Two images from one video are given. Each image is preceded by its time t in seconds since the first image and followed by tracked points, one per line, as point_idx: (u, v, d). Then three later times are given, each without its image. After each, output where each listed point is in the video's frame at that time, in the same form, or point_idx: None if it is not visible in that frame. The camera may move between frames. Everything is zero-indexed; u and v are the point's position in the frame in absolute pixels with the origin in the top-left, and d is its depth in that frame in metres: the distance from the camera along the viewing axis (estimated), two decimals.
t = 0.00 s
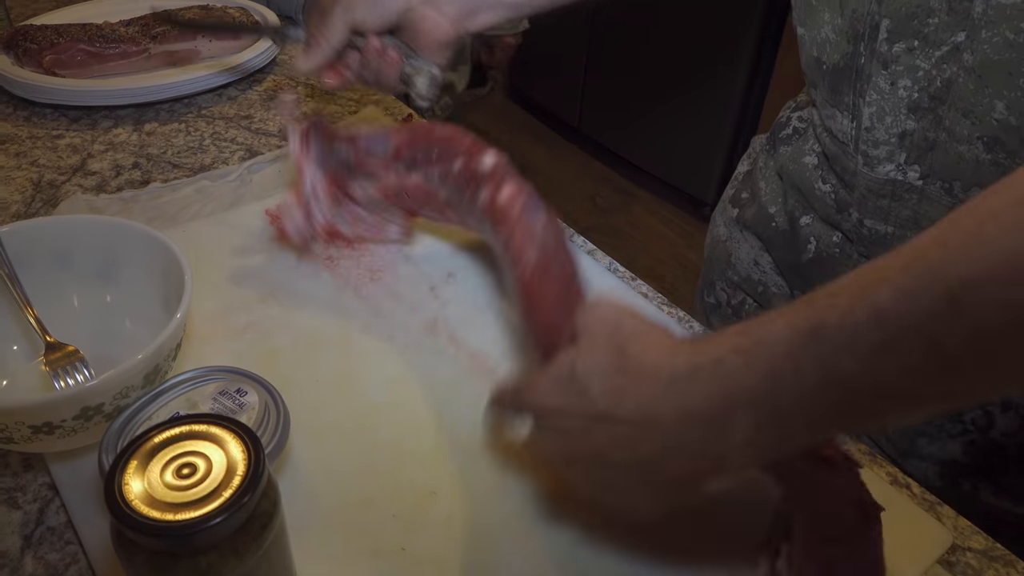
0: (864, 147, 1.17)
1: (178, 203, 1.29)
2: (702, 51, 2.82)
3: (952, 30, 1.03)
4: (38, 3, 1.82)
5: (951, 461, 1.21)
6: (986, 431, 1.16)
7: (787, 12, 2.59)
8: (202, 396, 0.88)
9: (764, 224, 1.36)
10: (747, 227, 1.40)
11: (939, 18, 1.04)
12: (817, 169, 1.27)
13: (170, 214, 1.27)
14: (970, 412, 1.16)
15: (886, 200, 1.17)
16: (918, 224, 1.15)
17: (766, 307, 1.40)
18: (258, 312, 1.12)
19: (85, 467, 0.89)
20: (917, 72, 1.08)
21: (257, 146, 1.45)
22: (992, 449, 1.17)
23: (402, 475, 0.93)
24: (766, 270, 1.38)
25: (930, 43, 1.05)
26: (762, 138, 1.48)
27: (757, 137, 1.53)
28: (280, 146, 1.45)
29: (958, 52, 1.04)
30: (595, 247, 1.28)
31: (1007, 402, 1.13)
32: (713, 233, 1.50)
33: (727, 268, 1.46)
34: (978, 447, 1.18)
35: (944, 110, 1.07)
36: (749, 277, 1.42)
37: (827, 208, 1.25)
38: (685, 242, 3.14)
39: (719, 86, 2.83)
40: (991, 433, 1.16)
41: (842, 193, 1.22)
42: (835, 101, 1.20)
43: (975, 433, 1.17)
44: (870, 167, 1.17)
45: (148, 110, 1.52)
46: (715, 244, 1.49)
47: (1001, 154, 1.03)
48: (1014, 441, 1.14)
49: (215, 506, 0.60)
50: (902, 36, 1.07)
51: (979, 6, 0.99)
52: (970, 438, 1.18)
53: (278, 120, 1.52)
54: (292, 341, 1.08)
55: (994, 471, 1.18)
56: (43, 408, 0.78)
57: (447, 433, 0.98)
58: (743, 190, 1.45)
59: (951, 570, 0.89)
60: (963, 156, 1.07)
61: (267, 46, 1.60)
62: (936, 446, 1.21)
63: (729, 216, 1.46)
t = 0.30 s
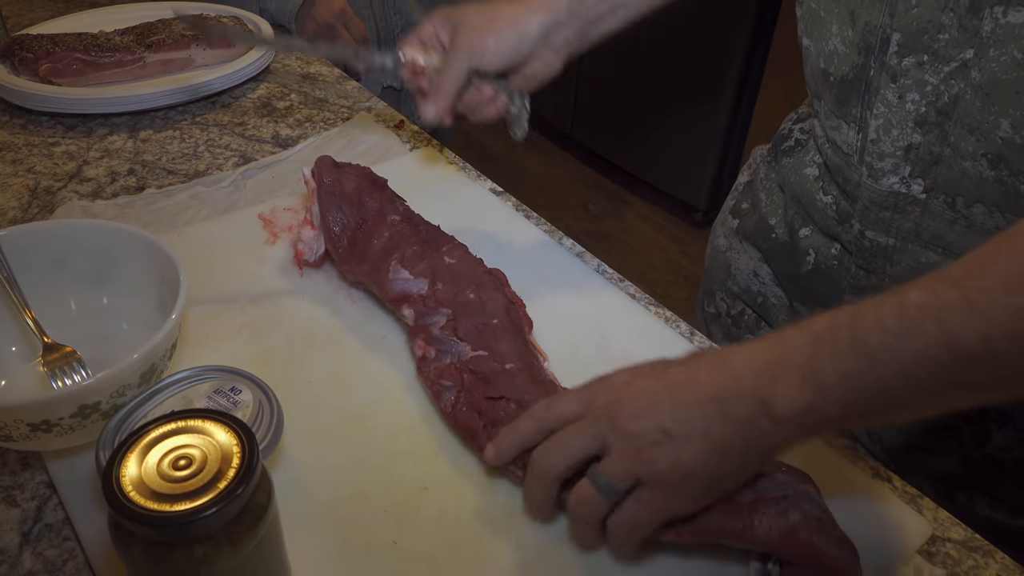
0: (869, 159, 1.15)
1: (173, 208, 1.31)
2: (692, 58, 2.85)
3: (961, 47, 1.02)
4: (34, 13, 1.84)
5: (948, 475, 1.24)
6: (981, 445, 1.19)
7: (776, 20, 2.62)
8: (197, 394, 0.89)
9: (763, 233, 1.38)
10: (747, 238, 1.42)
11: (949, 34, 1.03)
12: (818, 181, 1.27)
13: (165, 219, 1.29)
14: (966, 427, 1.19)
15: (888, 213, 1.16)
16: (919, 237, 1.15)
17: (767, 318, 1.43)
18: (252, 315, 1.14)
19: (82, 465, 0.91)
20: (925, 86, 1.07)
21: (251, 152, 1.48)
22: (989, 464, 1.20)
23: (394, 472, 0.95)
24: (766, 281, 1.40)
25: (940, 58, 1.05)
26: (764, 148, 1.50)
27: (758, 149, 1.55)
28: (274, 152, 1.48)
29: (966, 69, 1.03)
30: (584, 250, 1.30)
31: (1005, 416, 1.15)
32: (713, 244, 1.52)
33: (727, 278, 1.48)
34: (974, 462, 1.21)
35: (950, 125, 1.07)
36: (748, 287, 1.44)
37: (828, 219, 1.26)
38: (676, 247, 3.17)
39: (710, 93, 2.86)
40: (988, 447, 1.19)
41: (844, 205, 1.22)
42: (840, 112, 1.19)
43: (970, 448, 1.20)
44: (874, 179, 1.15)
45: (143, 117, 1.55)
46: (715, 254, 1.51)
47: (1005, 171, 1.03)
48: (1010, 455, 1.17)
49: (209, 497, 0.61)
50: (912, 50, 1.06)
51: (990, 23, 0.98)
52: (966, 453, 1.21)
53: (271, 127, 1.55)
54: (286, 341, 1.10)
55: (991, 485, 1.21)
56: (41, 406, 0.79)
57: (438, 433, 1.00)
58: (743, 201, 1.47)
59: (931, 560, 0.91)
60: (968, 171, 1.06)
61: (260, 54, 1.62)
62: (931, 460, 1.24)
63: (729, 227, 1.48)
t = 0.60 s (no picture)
0: (882, 151, 1.15)
1: (170, 201, 1.32)
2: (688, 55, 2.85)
3: (978, 35, 1.02)
4: (30, 8, 1.85)
5: (956, 474, 1.26)
6: (990, 444, 1.21)
7: (772, 17, 2.63)
8: (197, 379, 0.90)
9: (769, 235, 1.39)
10: (752, 238, 1.44)
11: (965, 22, 1.02)
12: (828, 177, 1.28)
13: (163, 211, 1.30)
14: (975, 427, 1.20)
15: (901, 206, 1.17)
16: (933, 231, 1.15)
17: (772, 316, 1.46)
18: (251, 304, 1.15)
19: (82, 450, 0.92)
20: (940, 76, 1.07)
21: (248, 145, 1.49)
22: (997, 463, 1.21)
23: (393, 458, 0.96)
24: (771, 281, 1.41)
25: (955, 48, 1.04)
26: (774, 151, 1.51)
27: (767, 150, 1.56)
28: (271, 146, 1.49)
29: (983, 57, 1.03)
30: (580, 241, 1.31)
31: (1012, 413, 1.16)
32: (720, 245, 1.54)
33: (733, 278, 1.50)
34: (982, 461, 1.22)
35: (966, 114, 1.06)
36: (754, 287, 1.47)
37: (838, 215, 1.26)
38: (672, 243, 3.18)
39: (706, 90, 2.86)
40: (996, 446, 1.20)
41: (854, 199, 1.23)
42: (853, 106, 1.19)
43: (978, 446, 1.22)
44: (887, 171, 1.15)
45: (140, 111, 1.56)
46: (722, 255, 1.52)
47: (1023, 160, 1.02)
48: (1018, 453, 1.19)
49: (207, 478, 0.62)
50: (927, 40, 1.06)
51: (1008, 10, 0.97)
52: (974, 451, 1.22)
53: (268, 121, 1.56)
54: (284, 331, 1.11)
55: (998, 484, 1.23)
56: (43, 392, 0.81)
57: (438, 420, 1.01)
58: (750, 203, 1.48)
59: (922, 543, 0.92)
60: (983, 161, 1.06)
61: (257, 49, 1.63)
62: (938, 458, 1.25)
63: (735, 227, 1.49)
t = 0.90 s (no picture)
0: (883, 145, 1.16)
1: (166, 200, 1.33)
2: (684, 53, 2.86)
3: (981, 29, 1.02)
4: (25, 8, 1.85)
5: (943, 476, 1.27)
6: (979, 448, 1.22)
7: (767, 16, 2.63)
8: (194, 375, 0.91)
9: (770, 231, 1.42)
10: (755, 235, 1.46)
11: (969, 16, 1.02)
12: (830, 172, 1.29)
13: (159, 210, 1.30)
14: (965, 429, 1.22)
15: (900, 200, 1.17)
16: (929, 227, 1.15)
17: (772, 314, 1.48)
18: (248, 302, 1.16)
19: (80, 446, 0.93)
20: (943, 70, 1.07)
21: (244, 144, 1.49)
22: (984, 468, 1.22)
23: (389, 453, 0.97)
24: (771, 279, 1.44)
25: (959, 41, 1.05)
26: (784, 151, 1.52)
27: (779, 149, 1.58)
28: (267, 144, 1.49)
29: (986, 51, 1.03)
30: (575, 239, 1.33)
31: (1001, 418, 1.17)
32: (730, 241, 1.58)
33: (738, 275, 1.54)
34: (970, 465, 1.24)
35: (967, 109, 1.06)
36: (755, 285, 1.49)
37: (838, 210, 1.28)
38: (667, 241, 3.19)
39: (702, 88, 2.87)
40: (985, 451, 1.21)
41: (855, 194, 1.24)
42: (858, 99, 1.20)
43: (967, 449, 1.23)
44: (887, 165, 1.16)
45: (136, 111, 1.56)
46: (728, 253, 1.56)
47: (1019, 156, 1.02)
48: (1006, 459, 1.19)
49: (203, 471, 0.63)
50: (931, 33, 1.06)
51: (1011, 4, 0.98)
52: (963, 454, 1.24)
53: (264, 119, 1.56)
54: (280, 329, 1.12)
55: (982, 487, 1.23)
56: (41, 388, 0.81)
57: (434, 416, 1.02)
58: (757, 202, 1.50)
59: (913, 534, 0.93)
60: (981, 156, 1.06)
61: (252, 48, 1.63)
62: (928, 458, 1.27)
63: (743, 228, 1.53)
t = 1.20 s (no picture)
0: (901, 141, 1.14)
1: (154, 199, 1.33)
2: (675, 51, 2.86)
3: (1006, 29, 1.00)
4: (12, 7, 1.85)
5: (945, 476, 1.27)
6: (982, 448, 1.21)
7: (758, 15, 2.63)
8: (181, 371, 0.91)
9: (781, 228, 1.38)
10: (764, 233, 1.43)
11: (994, 16, 1.00)
12: (845, 168, 1.27)
13: (147, 208, 1.30)
14: (968, 430, 1.22)
15: (914, 198, 1.15)
16: (943, 226, 1.13)
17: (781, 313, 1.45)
18: (236, 299, 1.16)
19: (67, 444, 0.93)
20: (964, 69, 1.05)
21: (233, 143, 1.49)
22: (987, 469, 1.22)
23: (375, 449, 0.97)
24: (780, 277, 1.41)
25: (982, 41, 1.02)
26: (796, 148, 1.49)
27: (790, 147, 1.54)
28: (256, 142, 1.49)
29: (1010, 51, 1.01)
30: (564, 234, 1.33)
31: (1007, 420, 1.17)
32: (739, 237, 1.55)
33: (745, 274, 1.50)
34: (973, 467, 1.23)
35: (987, 110, 1.04)
36: (763, 283, 1.46)
37: (851, 207, 1.25)
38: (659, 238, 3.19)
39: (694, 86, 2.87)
40: (988, 452, 1.21)
41: (869, 190, 1.22)
42: (877, 95, 1.18)
43: (971, 450, 1.23)
44: (904, 162, 1.14)
45: (125, 109, 1.56)
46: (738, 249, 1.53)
47: None
48: (1009, 461, 1.19)
49: (185, 465, 0.63)
50: (954, 31, 1.04)
51: None
52: (966, 455, 1.24)
53: (253, 118, 1.56)
54: (267, 325, 1.12)
55: (985, 487, 1.23)
56: (27, 385, 0.81)
57: (420, 411, 1.02)
58: (766, 199, 1.46)
59: (899, 526, 0.94)
60: (998, 158, 1.04)
61: (240, 47, 1.63)
62: (929, 457, 1.27)
63: (753, 223, 1.48)
